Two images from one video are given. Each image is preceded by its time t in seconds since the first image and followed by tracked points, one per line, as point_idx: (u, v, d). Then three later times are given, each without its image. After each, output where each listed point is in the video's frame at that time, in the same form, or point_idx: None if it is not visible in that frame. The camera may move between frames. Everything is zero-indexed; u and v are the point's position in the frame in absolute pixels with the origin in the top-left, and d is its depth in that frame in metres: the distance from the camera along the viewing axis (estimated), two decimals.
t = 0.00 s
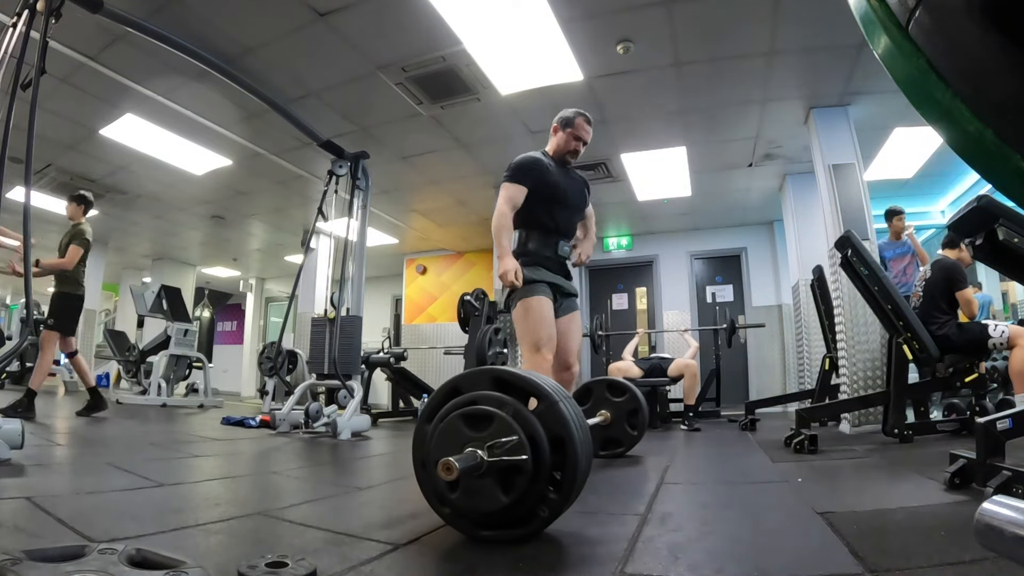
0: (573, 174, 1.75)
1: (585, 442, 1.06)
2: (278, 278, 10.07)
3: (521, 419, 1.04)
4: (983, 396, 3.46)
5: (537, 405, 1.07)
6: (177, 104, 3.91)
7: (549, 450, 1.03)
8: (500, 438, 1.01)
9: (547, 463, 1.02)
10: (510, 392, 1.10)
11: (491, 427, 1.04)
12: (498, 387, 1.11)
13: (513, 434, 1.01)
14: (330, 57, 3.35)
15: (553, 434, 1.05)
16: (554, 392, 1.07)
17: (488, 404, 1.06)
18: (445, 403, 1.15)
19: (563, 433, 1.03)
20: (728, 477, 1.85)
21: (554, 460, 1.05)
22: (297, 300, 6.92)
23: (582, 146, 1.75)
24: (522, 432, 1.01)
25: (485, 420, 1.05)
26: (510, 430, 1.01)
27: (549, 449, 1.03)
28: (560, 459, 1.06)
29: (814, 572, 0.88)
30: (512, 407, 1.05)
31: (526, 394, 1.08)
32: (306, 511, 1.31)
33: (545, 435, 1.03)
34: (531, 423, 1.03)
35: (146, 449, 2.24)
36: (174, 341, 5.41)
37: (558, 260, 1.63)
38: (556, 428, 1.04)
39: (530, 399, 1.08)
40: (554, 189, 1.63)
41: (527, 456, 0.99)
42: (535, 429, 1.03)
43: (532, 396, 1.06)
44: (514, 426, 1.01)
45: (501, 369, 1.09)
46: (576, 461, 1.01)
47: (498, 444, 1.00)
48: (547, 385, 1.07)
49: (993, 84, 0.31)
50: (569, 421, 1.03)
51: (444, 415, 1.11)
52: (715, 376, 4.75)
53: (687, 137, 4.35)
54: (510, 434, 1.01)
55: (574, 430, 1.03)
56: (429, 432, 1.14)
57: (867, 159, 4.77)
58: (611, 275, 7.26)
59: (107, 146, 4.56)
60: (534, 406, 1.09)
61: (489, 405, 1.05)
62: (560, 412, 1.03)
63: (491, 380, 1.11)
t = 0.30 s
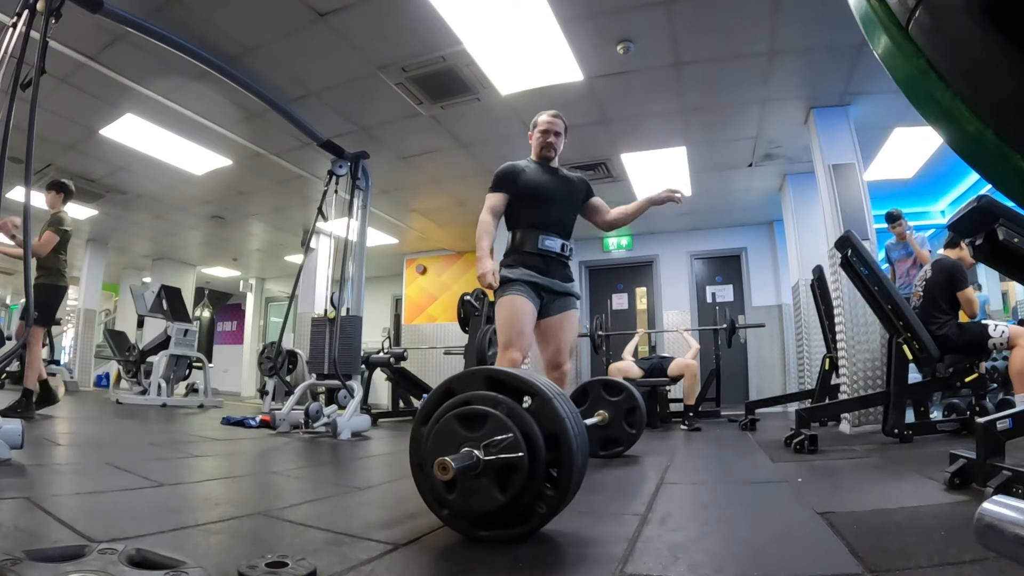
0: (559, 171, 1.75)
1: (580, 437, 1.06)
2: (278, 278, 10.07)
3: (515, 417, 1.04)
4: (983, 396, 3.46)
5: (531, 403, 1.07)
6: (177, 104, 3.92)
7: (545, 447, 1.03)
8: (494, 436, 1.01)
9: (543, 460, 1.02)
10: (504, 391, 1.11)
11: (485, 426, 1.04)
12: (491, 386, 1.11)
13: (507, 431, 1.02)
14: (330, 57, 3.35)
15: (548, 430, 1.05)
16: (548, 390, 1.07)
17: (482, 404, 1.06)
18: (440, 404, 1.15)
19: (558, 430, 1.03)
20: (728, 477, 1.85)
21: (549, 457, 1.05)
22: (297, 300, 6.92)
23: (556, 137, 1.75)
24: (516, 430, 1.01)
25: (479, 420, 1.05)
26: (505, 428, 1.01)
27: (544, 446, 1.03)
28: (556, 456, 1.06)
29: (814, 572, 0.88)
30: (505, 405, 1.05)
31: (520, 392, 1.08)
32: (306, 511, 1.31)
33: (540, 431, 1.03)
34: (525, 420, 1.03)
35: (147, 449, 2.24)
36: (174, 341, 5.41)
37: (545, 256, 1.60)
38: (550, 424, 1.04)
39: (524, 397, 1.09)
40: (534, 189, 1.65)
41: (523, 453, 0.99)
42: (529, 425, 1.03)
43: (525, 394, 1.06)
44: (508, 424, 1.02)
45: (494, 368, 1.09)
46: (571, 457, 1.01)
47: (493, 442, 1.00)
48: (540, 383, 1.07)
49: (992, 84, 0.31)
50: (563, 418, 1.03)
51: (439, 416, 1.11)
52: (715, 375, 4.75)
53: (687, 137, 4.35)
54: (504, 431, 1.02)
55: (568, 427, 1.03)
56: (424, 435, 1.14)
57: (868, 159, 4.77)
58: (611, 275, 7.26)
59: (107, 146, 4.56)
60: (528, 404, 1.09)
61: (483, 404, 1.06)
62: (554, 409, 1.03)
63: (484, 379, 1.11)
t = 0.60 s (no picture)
0: (530, 171, 1.73)
1: (578, 437, 1.06)
2: (278, 278, 10.07)
3: (514, 417, 1.04)
4: (983, 396, 3.46)
5: (530, 403, 1.08)
6: (177, 104, 3.92)
7: (543, 447, 1.03)
8: (493, 437, 1.01)
9: (542, 459, 1.02)
10: (502, 391, 1.11)
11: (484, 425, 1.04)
12: (489, 387, 1.11)
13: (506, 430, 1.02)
14: (330, 57, 3.35)
15: (546, 430, 1.05)
16: (546, 389, 1.07)
17: (480, 404, 1.06)
18: (439, 405, 1.15)
19: (556, 429, 1.03)
20: (728, 477, 1.85)
21: (548, 456, 1.05)
22: (297, 300, 6.92)
23: (516, 133, 1.72)
24: (515, 430, 1.01)
25: (478, 420, 1.05)
26: (503, 428, 1.01)
27: (543, 446, 1.03)
28: (555, 455, 1.06)
29: (814, 572, 0.88)
30: (504, 404, 1.05)
31: (518, 392, 1.08)
32: (306, 511, 1.31)
33: (538, 431, 1.03)
34: (524, 419, 1.03)
35: (147, 449, 2.24)
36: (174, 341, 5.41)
37: (515, 255, 1.57)
38: (549, 423, 1.05)
39: (522, 398, 1.09)
40: (504, 194, 1.65)
41: (521, 453, 0.99)
42: (528, 425, 1.03)
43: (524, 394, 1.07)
44: (507, 424, 1.02)
45: (493, 369, 1.09)
46: (570, 456, 1.01)
47: (491, 442, 1.00)
48: (538, 382, 1.07)
49: (992, 85, 0.31)
50: (562, 417, 1.04)
51: (437, 417, 1.11)
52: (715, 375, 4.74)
53: (687, 137, 4.35)
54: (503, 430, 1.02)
55: (567, 427, 1.03)
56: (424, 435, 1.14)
57: (868, 159, 4.77)
58: (611, 275, 7.26)
59: (107, 146, 4.56)
60: (526, 404, 1.09)
61: (481, 404, 1.06)
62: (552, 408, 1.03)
63: (482, 379, 1.11)
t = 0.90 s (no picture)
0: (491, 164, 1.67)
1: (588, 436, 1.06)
2: (278, 278, 10.07)
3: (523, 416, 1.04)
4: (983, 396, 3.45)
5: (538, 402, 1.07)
6: (177, 104, 3.91)
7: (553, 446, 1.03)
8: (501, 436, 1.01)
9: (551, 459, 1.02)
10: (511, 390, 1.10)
11: (497, 424, 1.04)
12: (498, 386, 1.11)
13: (518, 429, 1.02)
14: (329, 57, 3.35)
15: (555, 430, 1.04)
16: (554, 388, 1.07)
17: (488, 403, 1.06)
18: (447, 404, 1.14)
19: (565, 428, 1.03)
20: (728, 477, 1.85)
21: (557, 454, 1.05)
22: (297, 300, 6.92)
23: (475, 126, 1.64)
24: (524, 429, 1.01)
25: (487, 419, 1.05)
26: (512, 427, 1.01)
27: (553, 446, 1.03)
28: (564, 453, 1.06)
29: (814, 572, 0.88)
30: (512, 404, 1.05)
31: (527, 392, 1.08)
32: (306, 511, 1.31)
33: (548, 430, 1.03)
34: (535, 418, 1.03)
35: (147, 449, 2.24)
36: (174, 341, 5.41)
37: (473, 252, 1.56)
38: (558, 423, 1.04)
39: (531, 397, 1.08)
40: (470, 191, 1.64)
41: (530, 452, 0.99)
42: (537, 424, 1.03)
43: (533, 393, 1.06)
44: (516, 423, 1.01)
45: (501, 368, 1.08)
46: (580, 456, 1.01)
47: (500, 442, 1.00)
48: (549, 381, 1.07)
49: (994, 84, 0.31)
50: (571, 416, 1.03)
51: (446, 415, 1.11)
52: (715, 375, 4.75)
53: (687, 137, 4.35)
54: (515, 429, 1.02)
55: (578, 427, 1.03)
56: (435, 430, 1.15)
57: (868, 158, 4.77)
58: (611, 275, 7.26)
59: (107, 146, 4.56)
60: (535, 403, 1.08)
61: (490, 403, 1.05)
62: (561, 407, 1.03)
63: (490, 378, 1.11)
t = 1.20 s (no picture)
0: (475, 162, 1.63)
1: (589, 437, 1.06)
2: (278, 278, 10.07)
3: (525, 415, 1.05)
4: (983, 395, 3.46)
5: (541, 402, 1.08)
6: (177, 104, 3.92)
7: (555, 446, 1.03)
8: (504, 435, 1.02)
9: (553, 459, 1.02)
10: (513, 390, 1.10)
11: (498, 424, 1.04)
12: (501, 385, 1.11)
13: (518, 429, 1.02)
14: (330, 57, 3.35)
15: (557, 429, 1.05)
16: (556, 387, 1.07)
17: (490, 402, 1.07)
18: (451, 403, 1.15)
19: (567, 428, 1.03)
20: (728, 477, 1.85)
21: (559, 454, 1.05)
22: (297, 300, 6.92)
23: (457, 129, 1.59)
24: (526, 429, 1.01)
25: (489, 419, 1.06)
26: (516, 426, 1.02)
27: (555, 446, 1.03)
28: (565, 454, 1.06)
29: (815, 572, 0.88)
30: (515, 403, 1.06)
31: (529, 392, 1.08)
32: (306, 511, 1.31)
33: (549, 430, 1.03)
34: (536, 419, 1.03)
35: (147, 449, 2.24)
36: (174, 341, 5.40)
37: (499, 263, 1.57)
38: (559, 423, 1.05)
39: (533, 397, 1.09)
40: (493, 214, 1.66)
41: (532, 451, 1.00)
42: (538, 424, 1.03)
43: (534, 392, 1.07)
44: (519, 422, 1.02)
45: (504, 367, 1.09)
46: (581, 456, 1.01)
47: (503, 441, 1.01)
48: (550, 381, 1.07)
49: (993, 84, 0.31)
50: (573, 416, 1.03)
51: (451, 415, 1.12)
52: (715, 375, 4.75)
53: (687, 137, 4.36)
54: (516, 429, 1.02)
55: (578, 426, 1.03)
56: (436, 431, 1.15)
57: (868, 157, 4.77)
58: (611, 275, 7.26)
59: (107, 146, 4.56)
60: (537, 403, 1.09)
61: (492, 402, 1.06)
62: (562, 408, 1.03)
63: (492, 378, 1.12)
